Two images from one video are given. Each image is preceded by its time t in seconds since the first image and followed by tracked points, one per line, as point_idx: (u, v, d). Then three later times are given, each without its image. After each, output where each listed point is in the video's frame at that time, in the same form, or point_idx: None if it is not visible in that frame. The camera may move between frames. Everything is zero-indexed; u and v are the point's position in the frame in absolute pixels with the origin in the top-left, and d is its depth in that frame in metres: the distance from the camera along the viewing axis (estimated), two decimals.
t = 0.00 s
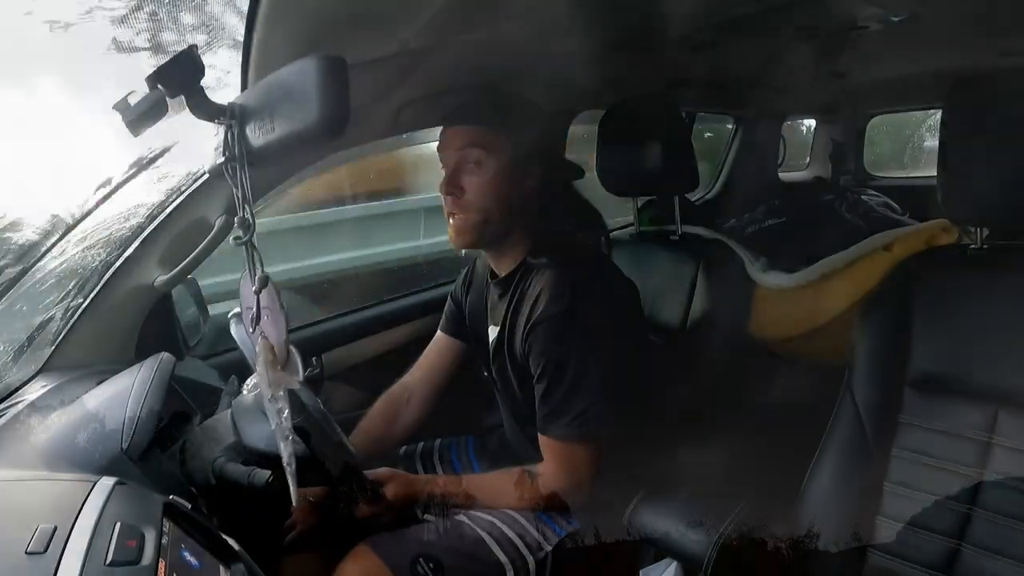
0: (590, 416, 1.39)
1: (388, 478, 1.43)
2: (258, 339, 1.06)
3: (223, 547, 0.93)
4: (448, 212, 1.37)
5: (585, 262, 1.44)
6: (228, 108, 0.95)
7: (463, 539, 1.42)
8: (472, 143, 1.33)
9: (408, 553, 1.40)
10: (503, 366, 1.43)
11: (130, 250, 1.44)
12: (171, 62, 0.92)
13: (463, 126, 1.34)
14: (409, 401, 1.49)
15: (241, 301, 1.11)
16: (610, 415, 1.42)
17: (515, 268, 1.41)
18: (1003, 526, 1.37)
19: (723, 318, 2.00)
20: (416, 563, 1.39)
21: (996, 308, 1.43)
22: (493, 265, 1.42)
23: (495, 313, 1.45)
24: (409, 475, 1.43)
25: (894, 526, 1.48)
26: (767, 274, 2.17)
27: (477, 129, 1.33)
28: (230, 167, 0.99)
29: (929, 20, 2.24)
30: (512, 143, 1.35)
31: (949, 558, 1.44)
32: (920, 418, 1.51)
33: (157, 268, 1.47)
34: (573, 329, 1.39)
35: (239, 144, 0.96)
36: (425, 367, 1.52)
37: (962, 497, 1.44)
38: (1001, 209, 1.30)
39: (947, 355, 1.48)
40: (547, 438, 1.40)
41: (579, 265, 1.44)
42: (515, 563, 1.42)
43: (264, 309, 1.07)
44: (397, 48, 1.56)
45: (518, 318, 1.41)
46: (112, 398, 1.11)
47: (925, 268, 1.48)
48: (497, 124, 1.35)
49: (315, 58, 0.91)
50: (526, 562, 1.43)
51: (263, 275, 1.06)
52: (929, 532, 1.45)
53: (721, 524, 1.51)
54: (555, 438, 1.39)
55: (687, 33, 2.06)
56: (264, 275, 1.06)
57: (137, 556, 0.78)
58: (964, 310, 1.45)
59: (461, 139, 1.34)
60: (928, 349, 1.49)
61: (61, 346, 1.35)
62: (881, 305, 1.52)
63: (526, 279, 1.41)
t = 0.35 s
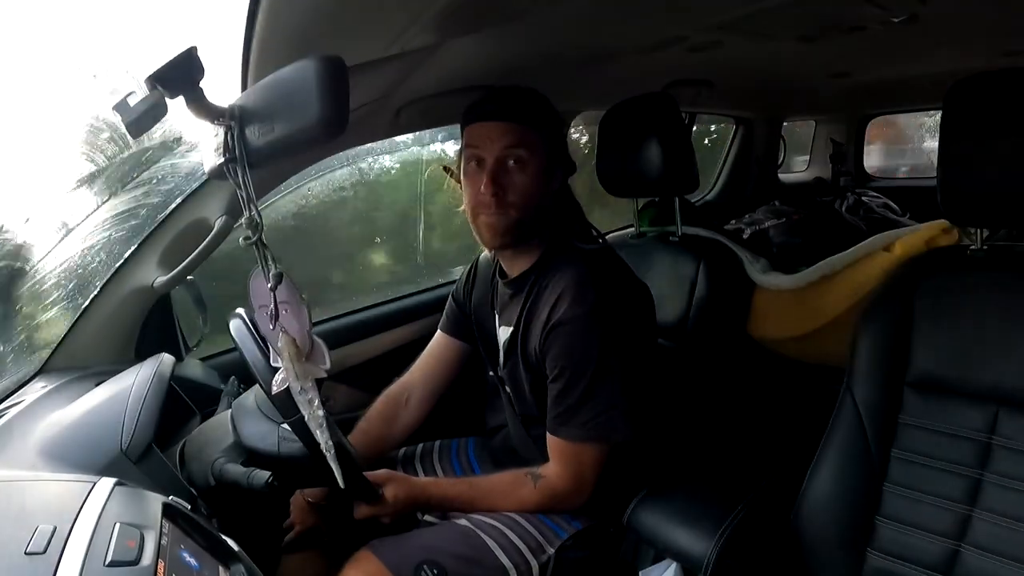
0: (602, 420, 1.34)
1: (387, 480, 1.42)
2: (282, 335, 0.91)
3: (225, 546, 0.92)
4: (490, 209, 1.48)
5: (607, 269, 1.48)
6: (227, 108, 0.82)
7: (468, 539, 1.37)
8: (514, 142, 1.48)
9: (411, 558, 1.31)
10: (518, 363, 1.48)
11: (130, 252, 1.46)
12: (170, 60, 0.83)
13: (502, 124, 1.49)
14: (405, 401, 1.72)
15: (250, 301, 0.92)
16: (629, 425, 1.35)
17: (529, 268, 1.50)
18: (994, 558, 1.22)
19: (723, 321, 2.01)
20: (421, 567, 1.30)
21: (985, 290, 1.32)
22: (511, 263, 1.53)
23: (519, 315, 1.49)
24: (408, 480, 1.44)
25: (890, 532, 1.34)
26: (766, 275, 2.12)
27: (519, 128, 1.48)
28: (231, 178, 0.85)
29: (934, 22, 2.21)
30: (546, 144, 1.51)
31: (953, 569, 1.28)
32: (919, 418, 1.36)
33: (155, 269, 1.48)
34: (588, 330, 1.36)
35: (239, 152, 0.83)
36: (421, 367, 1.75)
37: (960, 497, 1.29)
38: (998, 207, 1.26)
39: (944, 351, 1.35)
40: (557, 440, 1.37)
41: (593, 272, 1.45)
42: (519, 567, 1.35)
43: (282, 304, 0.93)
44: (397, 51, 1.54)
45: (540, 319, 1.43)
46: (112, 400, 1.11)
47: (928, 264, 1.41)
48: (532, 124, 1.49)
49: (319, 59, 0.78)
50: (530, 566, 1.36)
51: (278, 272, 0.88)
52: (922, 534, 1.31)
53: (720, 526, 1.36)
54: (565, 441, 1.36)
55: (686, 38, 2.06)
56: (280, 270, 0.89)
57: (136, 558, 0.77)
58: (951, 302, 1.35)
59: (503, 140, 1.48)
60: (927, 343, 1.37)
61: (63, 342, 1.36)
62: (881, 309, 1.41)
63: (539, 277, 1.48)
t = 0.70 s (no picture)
0: (622, 424, 1.37)
1: (389, 482, 1.42)
2: (258, 344, 0.90)
3: (226, 547, 0.92)
4: (495, 208, 1.47)
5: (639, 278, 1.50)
6: (227, 109, 0.82)
7: (470, 540, 1.37)
8: (523, 140, 1.47)
9: (413, 559, 1.31)
10: (535, 367, 1.49)
11: (131, 253, 1.46)
12: (171, 63, 0.83)
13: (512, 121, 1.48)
14: (406, 401, 1.72)
15: (242, 303, 0.96)
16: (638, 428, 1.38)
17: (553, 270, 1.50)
18: (995, 557, 1.23)
19: (724, 321, 2.01)
20: (422, 569, 1.30)
21: (987, 287, 1.32)
22: (529, 267, 1.52)
23: (538, 321, 1.49)
24: (410, 479, 1.43)
25: (893, 532, 1.34)
26: (766, 276, 2.15)
27: (529, 126, 1.47)
28: (231, 180, 0.86)
29: (935, 21, 2.21)
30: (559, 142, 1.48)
31: (955, 569, 1.28)
32: (922, 418, 1.36)
33: (156, 270, 1.48)
34: (611, 337, 1.38)
35: (239, 154, 0.83)
36: (421, 366, 1.75)
37: (962, 497, 1.29)
38: (1000, 206, 1.26)
39: (947, 352, 1.34)
40: (572, 445, 1.37)
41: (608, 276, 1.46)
42: (521, 569, 1.36)
43: (265, 313, 0.92)
44: (397, 52, 1.54)
45: (563, 326, 1.44)
46: (114, 401, 1.11)
47: (938, 262, 1.39)
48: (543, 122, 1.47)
49: (319, 60, 0.78)
50: (532, 567, 1.37)
51: (264, 277, 0.88)
52: (924, 534, 1.31)
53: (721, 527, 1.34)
54: (580, 446, 1.37)
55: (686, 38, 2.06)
56: (265, 276, 0.88)
57: (137, 561, 0.77)
58: (952, 302, 1.35)
59: (513, 138, 1.47)
60: (930, 343, 1.37)
61: (64, 344, 1.36)
62: (883, 310, 1.41)
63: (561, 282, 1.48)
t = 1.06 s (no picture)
0: (622, 427, 1.36)
1: (394, 475, 1.42)
2: (277, 338, 0.89)
3: (227, 545, 0.92)
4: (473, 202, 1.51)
5: (637, 278, 1.49)
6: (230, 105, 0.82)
7: (470, 537, 1.37)
8: (498, 134, 1.48)
9: (414, 555, 1.31)
10: (534, 367, 1.49)
11: (132, 250, 1.46)
12: (173, 59, 0.83)
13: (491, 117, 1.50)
14: (407, 399, 1.72)
15: (257, 296, 0.93)
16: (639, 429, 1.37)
17: (550, 270, 1.51)
18: (995, 558, 1.22)
19: (724, 321, 2.01)
20: (422, 566, 1.30)
21: (988, 288, 1.32)
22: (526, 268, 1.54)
23: (537, 324, 1.49)
24: (413, 473, 1.43)
25: (895, 533, 1.34)
26: (767, 275, 2.13)
27: (505, 120, 1.48)
28: (233, 176, 0.85)
29: (937, 22, 2.21)
30: (539, 136, 1.48)
31: (956, 570, 1.27)
32: (923, 418, 1.36)
33: (157, 267, 1.47)
34: (610, 339, 1.38)
35: (241, 150, 0.83)
36: (423, 364, 1.75)
37: (963, 497, 1.29)
38: (1001, 207, 1.26)
39: (947, 354, 1.34)
40: (572, 446, 1.37)
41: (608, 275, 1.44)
42: (520, 566, 1.36)
43: (280, 305, 0.91)
44: (398, 51, 1.54)
45: (563, 328, 1.44)
46: (114, 399, 1.11)
47: (937, 262, 1.40)
48: (521, 115, 1.48)
49: (323, 58, 0.79)
50: (531, 565, 1.38)
51: (276, 273, 0.86)
52: (926, 535, 1.31)
53: (721, 526, 1.33)
54: (578, 447, 1.36)
55: (687, 38, 2.06)
56: (277, 272, 0.87)
57: (138, 557, 0.77)
58: (952, 303, 1.35)
59: (490, 133, 1.49)
60: (930, 345, 1.37)
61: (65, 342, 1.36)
62: (886, 308, 1.41)
63: (558, 279, 1.49)
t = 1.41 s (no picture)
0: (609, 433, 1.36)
1: (387, 475, 1.46)
2: (259, 342, 0.87)
3: (226, 547, 0.91)
4: (427, 236, 1.43)
5: (602, 290, 1.48)
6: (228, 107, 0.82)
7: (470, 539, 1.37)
8: (449, 164, 1.40)
9: (412, 548, 1.31)
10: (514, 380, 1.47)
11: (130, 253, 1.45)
12: (173, 60, 0.83)
13: (440, 146, 1.42)
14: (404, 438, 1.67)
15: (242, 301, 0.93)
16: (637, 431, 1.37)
17: (515, 297, 1.47)
18: (997, 559, 1.23)
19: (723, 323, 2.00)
20: (419, 560, 1.30)
21: (987, 288, 1.32)
22: (490, 295, 1.49)
23: (512, 347, 1.47)
24: (417, 464, 1.47)
25: (896, 534, 1.34)
26: (766, 275, 2.06)
27: (455, 148, 1.41)
28: (231, 178, 0.85)
29: (937, 22, 2.21)
30: (491, 161, 1.42)
31: (958, 570, 1.27)
32: (921, 419, 1.36)
33: (156, 270, 1.47)
34: (587, 352, 1.37)
35: (239, 152, 0.83)
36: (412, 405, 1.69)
37: (963, 498, 1.29)
38: (1000, 208, 1.26)
39: (946, 355, 1.34)
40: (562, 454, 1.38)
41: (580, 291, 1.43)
42: (518, 566, 1.36)
43: (266, 310, 0.90)
44: (397, 52, 1.54)
45: (536, 345, 1.42)
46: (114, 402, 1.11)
47: (936, 261, 1.39)
48: (470, 141, 1.41)
49: (323, 60, 0.78)
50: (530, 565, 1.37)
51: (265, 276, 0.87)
52: (926, 536, 1.31)
53: (722, 523, 1.34)
54: (568, 460, 1.37)
55: (687, 38, 2.06)
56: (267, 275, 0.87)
57: (138, 559, 0.77)
58: (951, 303, 1.35)
59: (439, 163, 1.41)
60: (930, 346, 1.36)
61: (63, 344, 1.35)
62: (888, 306, 1.40)
63: (528, 297, 1.47)
